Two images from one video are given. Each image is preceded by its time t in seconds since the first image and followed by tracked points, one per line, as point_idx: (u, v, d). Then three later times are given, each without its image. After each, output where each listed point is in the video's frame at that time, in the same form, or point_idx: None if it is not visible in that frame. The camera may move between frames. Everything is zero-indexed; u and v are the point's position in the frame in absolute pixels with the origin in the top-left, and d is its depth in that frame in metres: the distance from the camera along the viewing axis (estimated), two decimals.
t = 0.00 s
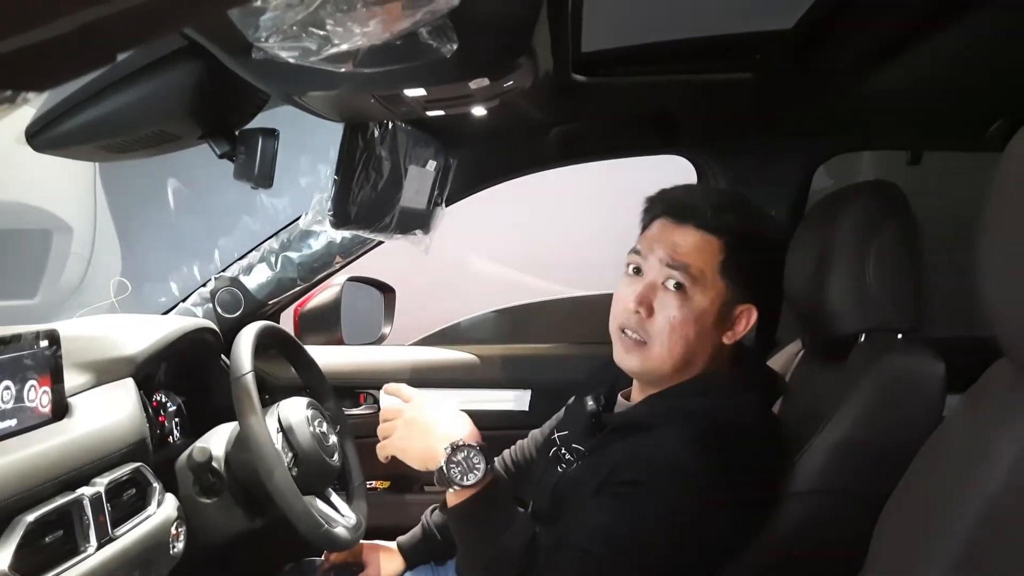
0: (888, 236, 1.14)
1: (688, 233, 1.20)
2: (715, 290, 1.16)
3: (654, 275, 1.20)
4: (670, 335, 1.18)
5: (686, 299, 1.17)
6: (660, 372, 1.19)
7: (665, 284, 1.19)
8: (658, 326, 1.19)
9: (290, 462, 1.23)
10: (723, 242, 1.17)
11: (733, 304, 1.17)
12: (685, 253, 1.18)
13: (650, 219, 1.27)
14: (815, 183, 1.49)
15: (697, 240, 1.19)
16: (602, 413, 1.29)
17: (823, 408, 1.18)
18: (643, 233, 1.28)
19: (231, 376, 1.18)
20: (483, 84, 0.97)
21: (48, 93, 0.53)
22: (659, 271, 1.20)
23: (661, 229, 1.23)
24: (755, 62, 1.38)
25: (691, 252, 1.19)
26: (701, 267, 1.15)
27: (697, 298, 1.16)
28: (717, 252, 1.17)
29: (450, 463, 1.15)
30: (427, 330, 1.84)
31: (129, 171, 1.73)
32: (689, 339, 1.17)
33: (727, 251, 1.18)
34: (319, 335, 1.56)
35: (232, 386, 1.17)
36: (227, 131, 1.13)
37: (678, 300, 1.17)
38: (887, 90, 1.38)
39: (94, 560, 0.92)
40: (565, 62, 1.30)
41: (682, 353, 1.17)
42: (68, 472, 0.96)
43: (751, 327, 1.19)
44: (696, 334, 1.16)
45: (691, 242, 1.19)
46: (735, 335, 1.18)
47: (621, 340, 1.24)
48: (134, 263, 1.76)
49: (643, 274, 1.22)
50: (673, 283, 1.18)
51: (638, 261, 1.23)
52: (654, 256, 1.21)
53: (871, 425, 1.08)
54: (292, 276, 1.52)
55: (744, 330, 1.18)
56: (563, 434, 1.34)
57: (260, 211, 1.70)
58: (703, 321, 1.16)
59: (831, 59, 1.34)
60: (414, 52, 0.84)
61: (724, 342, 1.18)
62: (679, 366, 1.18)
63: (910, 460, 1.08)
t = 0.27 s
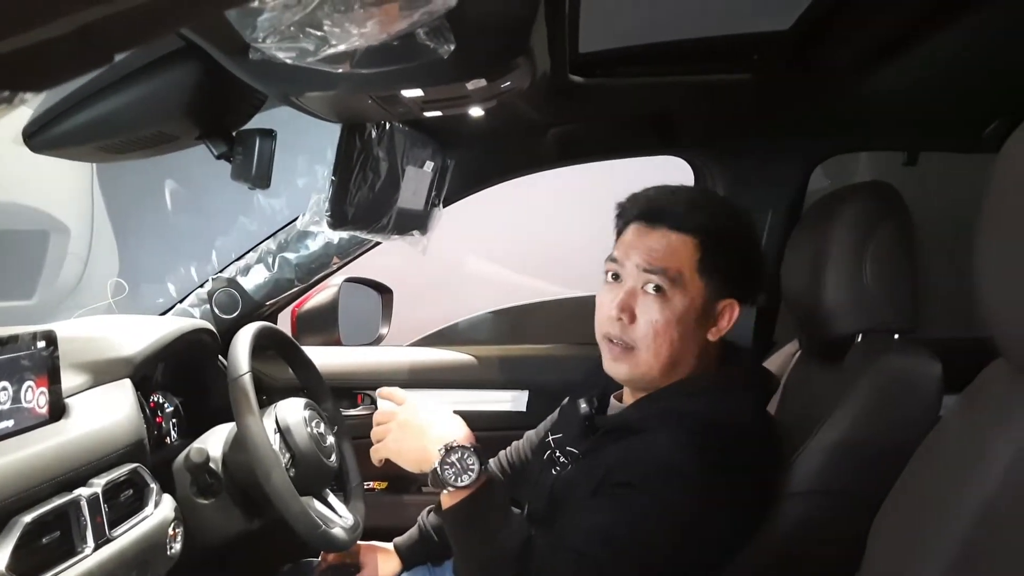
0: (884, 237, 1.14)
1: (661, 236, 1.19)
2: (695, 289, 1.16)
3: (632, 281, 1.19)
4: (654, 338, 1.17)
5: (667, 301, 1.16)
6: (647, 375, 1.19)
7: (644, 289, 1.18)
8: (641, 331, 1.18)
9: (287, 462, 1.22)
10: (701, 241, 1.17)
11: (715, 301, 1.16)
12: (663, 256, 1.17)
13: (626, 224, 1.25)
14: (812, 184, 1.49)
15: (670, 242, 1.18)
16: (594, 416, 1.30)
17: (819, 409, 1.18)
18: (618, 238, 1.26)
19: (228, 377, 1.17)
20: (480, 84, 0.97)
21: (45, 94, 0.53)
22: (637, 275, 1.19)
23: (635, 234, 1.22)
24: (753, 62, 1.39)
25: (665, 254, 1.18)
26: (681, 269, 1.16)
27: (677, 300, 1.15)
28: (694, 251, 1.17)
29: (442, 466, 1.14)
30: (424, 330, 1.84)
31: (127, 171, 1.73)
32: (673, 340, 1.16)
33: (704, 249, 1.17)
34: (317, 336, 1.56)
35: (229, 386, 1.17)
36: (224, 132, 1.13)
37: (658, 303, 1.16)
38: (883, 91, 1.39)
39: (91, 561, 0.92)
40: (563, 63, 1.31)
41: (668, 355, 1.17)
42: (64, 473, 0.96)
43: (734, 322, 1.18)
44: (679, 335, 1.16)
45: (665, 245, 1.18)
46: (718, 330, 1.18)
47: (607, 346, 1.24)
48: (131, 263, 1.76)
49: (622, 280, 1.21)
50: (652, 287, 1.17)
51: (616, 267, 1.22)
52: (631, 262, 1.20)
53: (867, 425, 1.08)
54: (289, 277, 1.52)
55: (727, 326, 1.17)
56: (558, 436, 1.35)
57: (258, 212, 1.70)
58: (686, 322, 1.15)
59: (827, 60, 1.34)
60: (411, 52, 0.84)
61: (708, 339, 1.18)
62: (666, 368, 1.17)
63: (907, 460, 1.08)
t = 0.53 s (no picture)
0: (880, 238, 1.14)
1: (673, 228, 1.21)
2: (688, 282, 1.16)
3: (633, 262, 1.22)
4: (638, 321, 1.18)
5: (657, 286, 1.17)
6: (627, 357, 1.19)
7: (640, 271, 1.20)
8: (627, 310, 1.19)
9: (283, 464, 1.22)
10: (709, 240, 1.18)
11: (705, 302, 1.15)
12: (665, 243, 1.19)
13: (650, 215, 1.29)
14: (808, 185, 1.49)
15: (679, 233, 1.20)
16: (589, 416, 1.29)
17: (815, 409, 1.18)
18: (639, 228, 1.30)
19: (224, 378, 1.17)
20: (476, 86, 0.97)
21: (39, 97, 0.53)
22: (638, 258, 1.21)
23: (652, 222, 1.25)
24: (748, 63, 1.38)
25: (670, 242, 1.20)
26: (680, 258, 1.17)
27: (668, 286, 1.16)
28: (697, 246, 1.18)
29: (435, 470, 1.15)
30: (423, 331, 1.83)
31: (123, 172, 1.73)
32: (655, 327, 1.16)
33: (708, 248, 1.17)
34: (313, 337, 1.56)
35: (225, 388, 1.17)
36: (220, 133, 1.13)
37: (649, 287, 1.17)
38: (878, 92, 1.39)
39: (87, 562, 0.92)
40: (558, 65, 1.31)
41: (648, 340, 1.17)
42: (60, 475, 0.95)
43: (724, 331, 1.16)
44: (662, 323, 1.16)
45: (673, 234, 1.20)
46: (706, 335, 1.16)
47: (597, 325, 1.25)
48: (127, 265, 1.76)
49: (625, 262, 1.24)
50: (648, 270, 1.19)
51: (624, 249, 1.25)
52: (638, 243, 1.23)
53: (862, 426, 1.08)
54: (286, 278, 1.52)
55: (716, 332, 1.15)
56: (552, 439, 1.35)
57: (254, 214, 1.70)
58: (671, 311, 1.15)
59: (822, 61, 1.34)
60: (406, 54, 0.84)
61: (695, 341, 1.16)
62: (645, 354, 1.18)
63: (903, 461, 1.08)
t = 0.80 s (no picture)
0: (876, 238, 1.14)
1: (691, 227, 1.21)
2: (702, 281, 1.17)
3: (648, 257, 1.23)
4: (648, 316, 1.18)
5: (671, 283, 1.18)
6: (634, 352, 1.20)
7: (655, 267, 1.21)
8: (638, 304, 1.20)
9: (280, 464, 1.22)
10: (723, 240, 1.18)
11: (716, 302, 1.16)
12: (682, 239, 1.20)
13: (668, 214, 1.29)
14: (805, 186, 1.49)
15: (697, 232, 1.21)
16: (591, 409, 1.29)
17: (812, 410, 1.18)
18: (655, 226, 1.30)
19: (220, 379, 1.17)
20: (472, 86, 0.97)
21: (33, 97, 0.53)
22: (653, 253, 1.22)
23: (671, 220, 1.25)
24: (745, 64, 1.39)
25: (686, 240, 1.20)
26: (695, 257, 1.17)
27: (681, 283, 1.17)
28: (713, 246, 1.18)
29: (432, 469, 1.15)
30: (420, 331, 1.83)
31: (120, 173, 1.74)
32: (665, 323, 1.17)
33: (723, 249, 1.17)
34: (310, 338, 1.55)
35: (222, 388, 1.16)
36: (215, 133, 1.14)
37: (662, 283, 1.18)
38: (874, 92, 1.40)
39: (83, 564, 0.92)
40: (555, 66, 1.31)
41: (657, 336, 1.18)
42: (56, 476, 0.95)
43: (734, 333, 1.16)
44: (672, 320, 1.16)
45: (690, 232, 1.21)
46: (716, 335, 1.16)
47: (606, 319, 1.26)
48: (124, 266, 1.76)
49: (640, 257, 1.24)
50: (663, 267, 1.20)
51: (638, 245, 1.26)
52: (654, 238, 1.23)
53: (859, 426, 1.08)
54: (283, 278, 1.52)
55: (726, 333, 1.16)
56: (553, 433, 1.35)
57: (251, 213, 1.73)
58: (682, 308, 1.16)
59: (818, 62, 1.35)
60: (403, 54, 0.84)
61: (704, 341, 1.17)
62: (653, 350, 1.18)
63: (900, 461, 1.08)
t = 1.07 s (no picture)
0: (874, 238, 1.14)
1: (695, 228, 1.21)
2: (704, 284, 1.17)
3: (652, 258, 1.23)
4: (651, 318, 1.19)
5: (673, 286, 1.18)
6: (637, 353, 1.21)
7: (658, 268, 1.21)
8: (642, 306, 1.21)
9: (278, 465, 1.22)
10: (726, 243, 1.18)
11: (719, 305, 1.16)
12: (685, 241, 1.20)
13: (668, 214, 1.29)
14: (802, 186, 1.50)
15: (701, 233, 1.21)
16: (588, 409, 1.30)
17: (809, 409, 1.18)
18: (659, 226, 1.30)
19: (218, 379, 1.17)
20: (469, 86, 0.97)
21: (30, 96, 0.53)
22: (656, 254, 1.22)
23: (675, 220, 1.25)
24: (743, 64, 1.39)
25: (690, 242, 1.20)
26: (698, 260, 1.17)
27: (684, 286, 1.17)
28: (717, 249, 1.18)
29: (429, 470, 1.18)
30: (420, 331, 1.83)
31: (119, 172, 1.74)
32: (668, 326, 1.18)
33: (726, 251, 1.17)
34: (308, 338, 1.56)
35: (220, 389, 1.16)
36: (212, 133, 1.14)
37: (665, 285, 1.19)
38: (871, 93, 1.40)
39: (81, 564, 0.92)
40: (553, 67, 1.31)
41: (660, 338, 1.18)
42: (53, 476, 0.95)
43: (736, 335, 1.16)
44: (675, 322, 1.17)
45: (694, 234, 1.21)
46: (717, 338, 1.16)
47: (609, 317, 1.27)
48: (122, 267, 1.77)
49: (643, 257, 1.25)
50: (666, 268, 1.20)
51: (642, 245, 1.26)
52: (658, 239, 1.24)
53: (856, 426, 1.08)
54: (281, 279, 1.52)
55: (727, 336, 1.16)
56: (550, 430, 1.35)
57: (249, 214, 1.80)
58: (685, 311, 1.16)
59: (816, 63, 1.35)
60: (400, 55, 0.84)
61: (706, 343, 1.17)
62: (656, 351, 1.19)
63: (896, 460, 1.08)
